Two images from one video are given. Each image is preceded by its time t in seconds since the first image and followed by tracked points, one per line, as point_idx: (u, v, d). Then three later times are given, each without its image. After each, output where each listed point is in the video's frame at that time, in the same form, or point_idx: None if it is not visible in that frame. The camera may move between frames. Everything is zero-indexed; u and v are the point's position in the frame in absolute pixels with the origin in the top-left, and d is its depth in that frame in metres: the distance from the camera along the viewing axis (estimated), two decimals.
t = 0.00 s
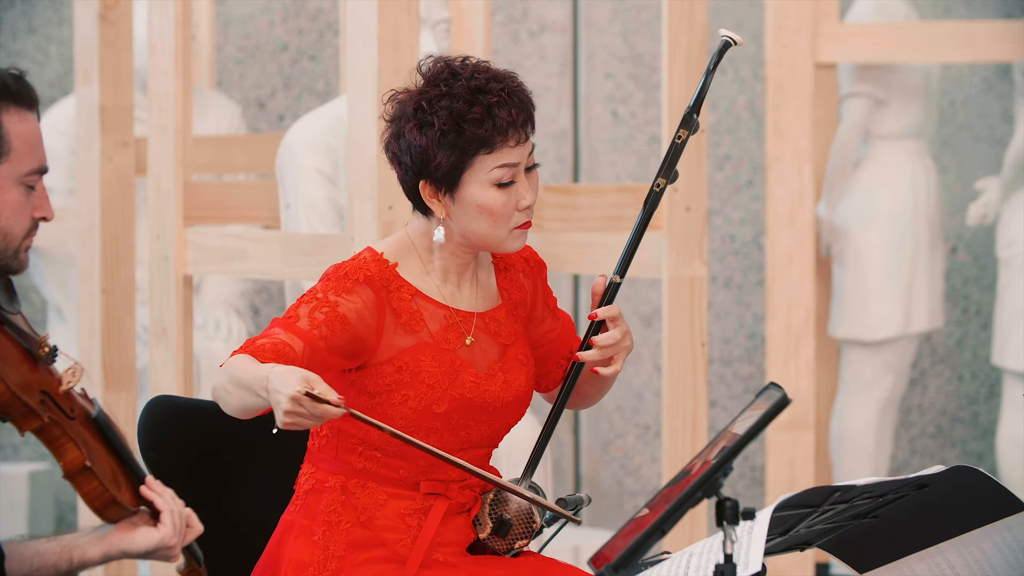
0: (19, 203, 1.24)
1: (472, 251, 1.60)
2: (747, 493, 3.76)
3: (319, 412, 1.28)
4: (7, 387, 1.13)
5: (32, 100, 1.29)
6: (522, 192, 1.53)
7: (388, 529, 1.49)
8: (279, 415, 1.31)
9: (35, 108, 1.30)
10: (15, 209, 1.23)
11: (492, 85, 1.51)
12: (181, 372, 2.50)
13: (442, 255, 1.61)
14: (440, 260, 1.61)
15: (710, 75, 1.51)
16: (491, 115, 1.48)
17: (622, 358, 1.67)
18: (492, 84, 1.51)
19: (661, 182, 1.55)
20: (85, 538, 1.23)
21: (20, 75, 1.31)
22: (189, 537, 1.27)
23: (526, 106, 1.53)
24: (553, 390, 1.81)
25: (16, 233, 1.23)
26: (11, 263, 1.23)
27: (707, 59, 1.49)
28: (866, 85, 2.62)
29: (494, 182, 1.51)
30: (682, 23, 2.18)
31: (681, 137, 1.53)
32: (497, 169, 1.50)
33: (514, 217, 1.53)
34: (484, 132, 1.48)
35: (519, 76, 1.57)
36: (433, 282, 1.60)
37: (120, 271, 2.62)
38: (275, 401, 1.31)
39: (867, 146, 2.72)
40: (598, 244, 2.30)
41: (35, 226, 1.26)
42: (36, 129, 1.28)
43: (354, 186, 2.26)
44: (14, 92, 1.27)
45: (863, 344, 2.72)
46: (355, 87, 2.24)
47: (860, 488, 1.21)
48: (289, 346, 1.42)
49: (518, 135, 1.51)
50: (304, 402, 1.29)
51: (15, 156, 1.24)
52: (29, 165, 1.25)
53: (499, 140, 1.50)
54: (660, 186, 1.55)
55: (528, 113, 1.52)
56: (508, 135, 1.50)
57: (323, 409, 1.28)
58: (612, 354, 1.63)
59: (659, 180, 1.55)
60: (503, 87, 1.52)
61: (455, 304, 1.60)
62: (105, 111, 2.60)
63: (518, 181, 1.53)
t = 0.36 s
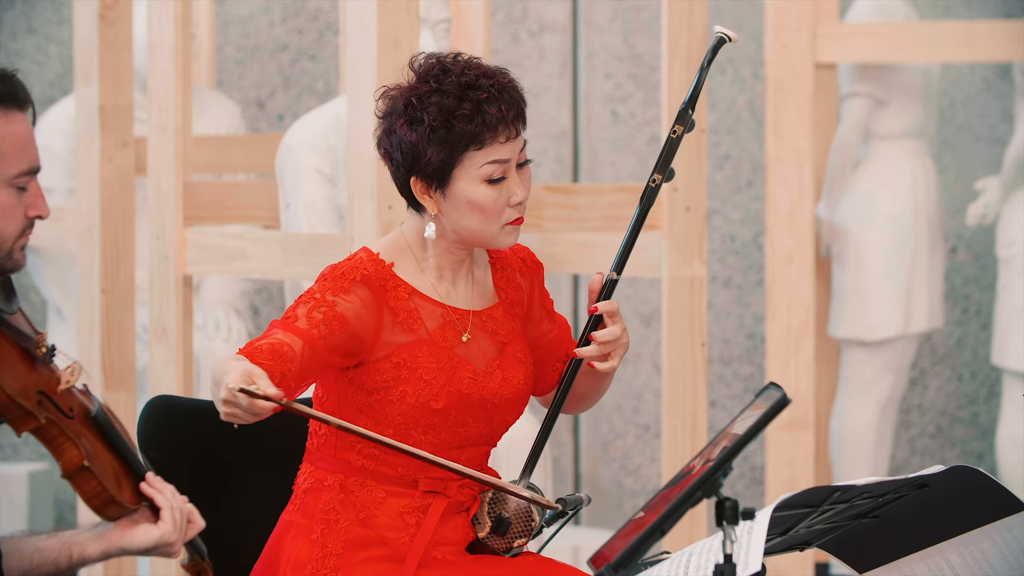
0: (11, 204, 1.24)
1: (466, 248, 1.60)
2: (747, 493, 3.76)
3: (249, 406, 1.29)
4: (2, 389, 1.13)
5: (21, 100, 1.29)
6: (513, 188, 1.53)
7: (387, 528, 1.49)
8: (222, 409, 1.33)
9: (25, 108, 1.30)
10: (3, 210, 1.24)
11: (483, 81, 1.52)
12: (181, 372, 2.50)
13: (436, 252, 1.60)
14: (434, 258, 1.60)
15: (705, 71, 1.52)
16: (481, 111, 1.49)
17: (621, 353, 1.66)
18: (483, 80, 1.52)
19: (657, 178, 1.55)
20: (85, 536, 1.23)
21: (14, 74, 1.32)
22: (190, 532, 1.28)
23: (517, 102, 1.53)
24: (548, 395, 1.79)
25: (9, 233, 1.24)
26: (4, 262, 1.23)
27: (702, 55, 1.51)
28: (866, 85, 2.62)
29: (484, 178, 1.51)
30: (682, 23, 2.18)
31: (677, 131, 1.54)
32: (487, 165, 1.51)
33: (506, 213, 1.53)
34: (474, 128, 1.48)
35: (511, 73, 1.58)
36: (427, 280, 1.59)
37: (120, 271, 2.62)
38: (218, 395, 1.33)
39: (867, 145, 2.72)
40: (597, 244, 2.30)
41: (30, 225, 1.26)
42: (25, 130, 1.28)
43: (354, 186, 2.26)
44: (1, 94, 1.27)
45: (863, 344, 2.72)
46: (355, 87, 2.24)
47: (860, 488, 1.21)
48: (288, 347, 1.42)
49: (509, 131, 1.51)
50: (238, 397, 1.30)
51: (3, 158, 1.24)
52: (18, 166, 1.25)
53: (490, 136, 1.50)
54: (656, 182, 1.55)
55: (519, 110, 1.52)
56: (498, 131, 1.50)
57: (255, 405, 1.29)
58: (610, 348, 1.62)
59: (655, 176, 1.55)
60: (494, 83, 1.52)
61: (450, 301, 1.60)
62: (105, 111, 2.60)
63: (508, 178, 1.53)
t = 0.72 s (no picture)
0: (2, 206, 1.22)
1: (466, 245, 1.60)
2: (747, 493, 3.76)
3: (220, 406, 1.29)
4: None
5: (10, 100, 1.25)
6: (511, 184, 1.53)
7: (387, 526, 1.49)
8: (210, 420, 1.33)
9: (13, 108, 1.26)
10: None
11: (480, 78, 1.52)
12: (181, 371, 2.50)
13: (436, 251, 1.60)
14: (433, 256, 1.61)
15: (706, 70, 1.51)
16: (478, 107, 1.49)
17: (621, 353, 1.66)
18: (480, 76, 1.52)
19: (657, 176, 1.55)
20: (88, 531, 1.24)
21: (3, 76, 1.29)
22: (196, 524, 1.26)
23: (514, 98, 1.53)
24: (548, 396, 1.79)
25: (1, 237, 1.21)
26: None
27: (702, 55, 1.51)
28: (866, 85, 2.62)
29: (482, 174, 1.51)
30: (682, 23, 2.18)
31: (678, 130, 1.54)
32: (486, 161, 1.50)
33: (504, 209, 1.53)
34: (472, 124, 1.48)
35: (507, 70, 1.58)
36: (426, 278, 1.59)
37: (120, 271, 2.62)
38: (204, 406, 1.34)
39: (867, 146, 2.72)
40: (596, 243, 2.30)
41: (24, 226, 1.24)
42: (15, 132, 1.25)
43: (354, 186, 2.26)
44: None
45: (863, 344, 2.72)
46: (355, 86, 2.24)
47: (860, 488, 1.21)
48: (292, 358, 1.42)
49: (506, 128, 1.52)
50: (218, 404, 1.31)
51: None
52: (4, 169, 1.23)
53: (487, 132, 1.50)
54: (657, 181, 1.55)
55: (516, 106, 1.52)
56: (495, 127, 1.50)
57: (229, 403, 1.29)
58: (610, 346, 1.62)
59: (655, 174, 1.55)
60: (491, 79, 1.52)
61: (449, 300, 1.60)
62: (105, 110, 2.60)
63: (506, 174, 1.53)
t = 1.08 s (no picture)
0: None
1: (469, 244, 1.60)
2: (747, 493, 3.76)
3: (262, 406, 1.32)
4: None
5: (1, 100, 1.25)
6: (515, 183, 1.53)
7: (389, 526, 1.49)
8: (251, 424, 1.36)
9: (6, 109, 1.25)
10: None
11: (485, 78, 1.52)
12: (181, 371, 2.50)
13: (438, 250, 1.60)
14: (436, 256, 1.60)
15: (707, 70, 1.51)
16: (483, 106, 1.49)
17: (622, 354, 1.67)
18: (484, 76, 1.52)
19: (659, 176, 1.55)
20: (93, 526, 1.25)
21: None
22: (202, 515, 1.25)
23: (519, 98, 1.53)
24: (549, 394, 1.79)
25: None
26: None
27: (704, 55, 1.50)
28: (866, 85, 2.62)
29: (486, 173, 1.51)
30: (682, 23, 2.18)
31: (679, 130, 1.54)
32: (490, 160, 1.50)
33: (508, 209, 1.52)
34: (477, 123, 1.48)
35: (511, 69, 1.58)
36: (429, 277, 1.59)
37: (120, 271, 2.62)
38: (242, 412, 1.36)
39: (867, 146, 2.72)
40: (595, 243, 2.30)
41: (17, 228, 1.23)
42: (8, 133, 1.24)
43: (354, 186, 2.26)
44: None
45: (863, 344, 2.72)
46: (355, 86, 2.24)
47: (860, 488, 1.21)
48: (299, 363, 1.42)
49: (511, 127, 1.51)
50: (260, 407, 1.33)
51: None
52: None
53: (491, 132, 1.50)
54: (658, 180, 1.55)
55: (521, 106, 1.52)
56: (500, 126, 1.50)
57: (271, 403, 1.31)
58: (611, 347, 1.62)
59: (657, 174, 1.55)
60: (496, 79, 1.52)
61: (452, 299, 1.60)
62: (105, 111, 2.60)
63: (510, 174, 1.52)
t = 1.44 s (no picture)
0: None
1: (473, 245, 1.60)
2: (747, 493, 3.76)
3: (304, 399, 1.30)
4: None
5: None
6: (522, 188, 1.52)
7: (391, 525, 1.49)
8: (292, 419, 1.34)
9: None
10: None
11: (495, 81, 1.52)
12: (181, 371, 2.50)
13: (443, 249, 1.60)
14: (441, 255, 1.61)
15: (711, 72, 1.50)
16: (493, 110, 1.49)
17: (624, 354, 1.66)
18: (495, 79, 1.52)
19: (662, 177, 1.54)
20: (95, 518, 1.24)
21: None
22: (204, 505, 1.25)
23: (529, 102, 1.53)
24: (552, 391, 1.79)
25: None
26: None
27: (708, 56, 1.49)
28: (867, 85, 2.62)
29: (494, 176, 1.51)
30: (682, 23, 2.18)
31: (683, 131, 1.53)
32: (497, 163, 1.50)
33: (513, 213, 1.52)
34: (486, 126, 1.48)
35: (522, 73, 1.58)
36: (434, 276, 1.60)
37: (120, 271, 2.62)
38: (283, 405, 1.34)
39: (867, 146, 2.71)
40: (596, 244, 2.30)
41: (10, 231, 1.21)
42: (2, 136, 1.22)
43: (354, 186, 2.26)
44: None
45: (863, 344, 2.72)
46: (355, 86, 2.24)
47: (860, 488, 1.21)
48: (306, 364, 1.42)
49: (520, 131, 1.51)
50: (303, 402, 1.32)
51: None
52: None
53: (500, 135, 1.50)
54: (662, 182, 1.54)
55: (530, 110, 1.52)
56: (509, 130, 1.50)
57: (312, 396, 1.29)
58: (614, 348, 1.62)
59: (660, 175, 1.54)
60: (507, 83, 1.52)
61: (458, 299, 1.60)
62: (105, 110, 2.60)
63: (517, 178, 1.52)
